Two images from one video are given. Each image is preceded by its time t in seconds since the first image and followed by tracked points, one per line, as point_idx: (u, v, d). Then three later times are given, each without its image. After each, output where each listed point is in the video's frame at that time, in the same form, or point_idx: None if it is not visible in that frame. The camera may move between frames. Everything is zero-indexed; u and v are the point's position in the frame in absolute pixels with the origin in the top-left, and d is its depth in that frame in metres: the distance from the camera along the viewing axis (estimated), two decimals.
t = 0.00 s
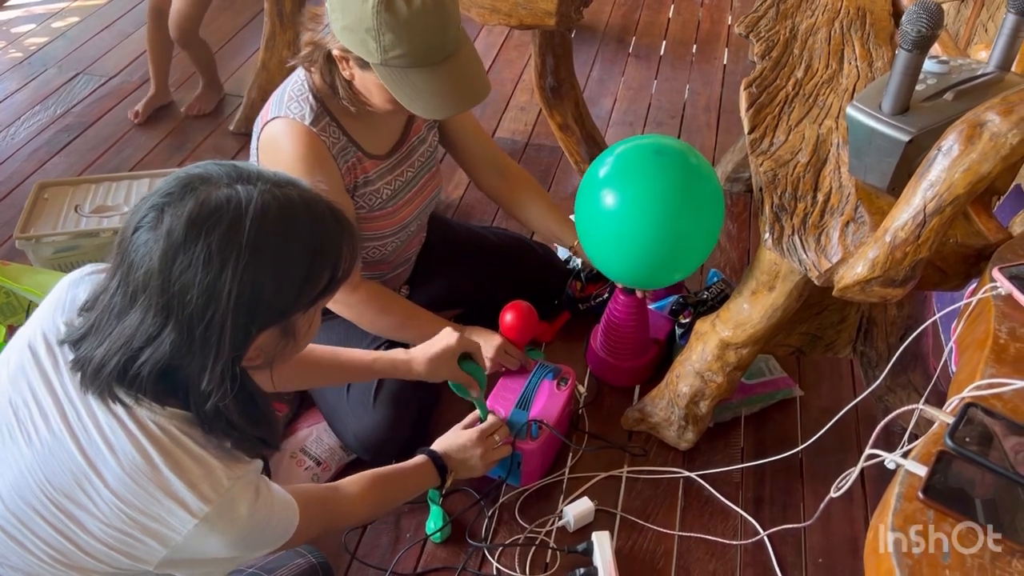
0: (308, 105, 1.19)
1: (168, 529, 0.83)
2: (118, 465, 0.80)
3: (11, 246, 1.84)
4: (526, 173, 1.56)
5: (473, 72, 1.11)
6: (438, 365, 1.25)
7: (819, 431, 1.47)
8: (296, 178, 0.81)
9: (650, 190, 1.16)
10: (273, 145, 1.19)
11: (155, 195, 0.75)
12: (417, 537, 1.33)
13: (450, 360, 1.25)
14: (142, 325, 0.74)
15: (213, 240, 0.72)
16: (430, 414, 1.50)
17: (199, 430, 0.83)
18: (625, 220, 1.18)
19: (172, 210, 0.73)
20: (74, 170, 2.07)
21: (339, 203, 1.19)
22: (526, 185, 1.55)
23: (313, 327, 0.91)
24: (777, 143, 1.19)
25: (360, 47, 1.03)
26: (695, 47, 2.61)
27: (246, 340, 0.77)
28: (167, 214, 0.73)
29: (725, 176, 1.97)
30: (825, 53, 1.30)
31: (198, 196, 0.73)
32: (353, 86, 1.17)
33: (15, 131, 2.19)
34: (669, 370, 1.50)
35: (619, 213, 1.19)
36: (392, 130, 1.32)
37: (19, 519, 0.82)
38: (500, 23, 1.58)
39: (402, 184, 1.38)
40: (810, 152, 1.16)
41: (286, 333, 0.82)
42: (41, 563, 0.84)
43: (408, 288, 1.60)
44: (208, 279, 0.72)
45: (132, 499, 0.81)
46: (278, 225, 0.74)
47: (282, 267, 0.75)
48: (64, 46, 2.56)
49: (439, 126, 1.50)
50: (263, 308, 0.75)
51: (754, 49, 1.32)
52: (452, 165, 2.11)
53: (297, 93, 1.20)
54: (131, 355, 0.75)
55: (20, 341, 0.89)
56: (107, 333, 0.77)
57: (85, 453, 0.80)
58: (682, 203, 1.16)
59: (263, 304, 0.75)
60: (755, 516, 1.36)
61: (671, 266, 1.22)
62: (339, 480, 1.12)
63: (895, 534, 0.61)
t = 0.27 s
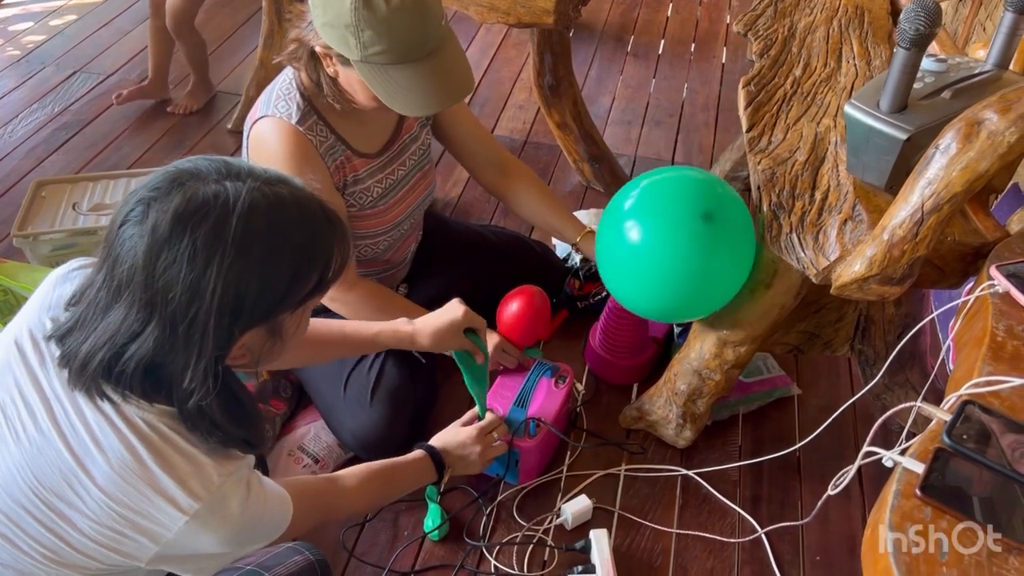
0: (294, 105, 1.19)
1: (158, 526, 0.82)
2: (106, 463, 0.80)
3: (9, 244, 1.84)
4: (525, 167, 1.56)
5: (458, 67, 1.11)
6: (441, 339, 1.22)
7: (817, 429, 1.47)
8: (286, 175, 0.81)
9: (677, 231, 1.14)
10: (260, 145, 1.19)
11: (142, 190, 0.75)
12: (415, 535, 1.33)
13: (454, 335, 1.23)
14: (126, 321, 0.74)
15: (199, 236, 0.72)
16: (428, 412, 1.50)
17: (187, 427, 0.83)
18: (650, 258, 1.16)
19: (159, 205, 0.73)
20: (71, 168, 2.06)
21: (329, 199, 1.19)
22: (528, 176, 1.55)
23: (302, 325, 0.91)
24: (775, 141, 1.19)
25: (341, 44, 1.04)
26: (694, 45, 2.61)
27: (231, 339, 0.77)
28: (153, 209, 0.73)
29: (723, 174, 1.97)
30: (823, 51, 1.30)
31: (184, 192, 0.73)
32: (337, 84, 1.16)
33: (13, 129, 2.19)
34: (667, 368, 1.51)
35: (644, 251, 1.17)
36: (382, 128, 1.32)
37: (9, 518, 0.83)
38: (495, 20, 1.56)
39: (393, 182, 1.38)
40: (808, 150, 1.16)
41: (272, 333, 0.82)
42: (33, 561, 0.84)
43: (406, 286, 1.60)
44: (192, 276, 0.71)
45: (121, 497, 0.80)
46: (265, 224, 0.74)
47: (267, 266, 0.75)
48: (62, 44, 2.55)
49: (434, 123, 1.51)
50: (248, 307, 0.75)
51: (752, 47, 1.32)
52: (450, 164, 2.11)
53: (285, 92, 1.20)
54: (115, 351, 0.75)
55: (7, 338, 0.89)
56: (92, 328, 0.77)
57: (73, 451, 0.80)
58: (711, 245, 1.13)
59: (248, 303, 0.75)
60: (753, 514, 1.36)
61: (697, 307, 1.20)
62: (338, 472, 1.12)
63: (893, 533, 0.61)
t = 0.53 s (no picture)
0: (284, 104, 1.19)
1: (154, 524, 0.82)
2: (100, 462, 0.79)
3: (9, 241, 1.84)
4: (526, 158, 1.56)
5: (447, 65, 1.11)
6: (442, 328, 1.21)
7: (816, 427, 1.47)
8: (280, 173, 0.81)
9: (672, 206, 1.09)
10: (252, 145, 1.19)
11: (135, 187, 0.75)
12: (415, 532, 1.33)
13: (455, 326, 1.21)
14: (118, 320, 0.74)
15: (191, 235, 0.71)
16: (427, 410, 1.50)
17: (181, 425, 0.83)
18: (645, 233, 1.12)
19: (151, 203, 0.72)
20: (71, 166, 2.06)
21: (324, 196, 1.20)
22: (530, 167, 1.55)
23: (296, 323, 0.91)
24: (775, 140, 1.19)
25: (327, 44, 1.04)
26: (693, 44, 2.61)
27: (223, 339, 0.77)
28: (145, 206, 0.73)
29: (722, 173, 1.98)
30: (823, 50, 1.29)
31: (177, 190, 0.73)
32: (326, 82, 1.15)
33: (12, 127, 2.19)
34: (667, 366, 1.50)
35: (639, 225, 1.12)
36: (374, 126, 1.32)
37: (4, 518, 0.82)
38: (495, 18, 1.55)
39: (387, 180, 1.38)
40: (808, 148, 1.16)
41: (266, 332, 0.82)
42: (29, 561, 0.84)
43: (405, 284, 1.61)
44: (184, 275, 0.71)
45: (115, 496, 0.80)
46: (257, 223, 0.74)
47: (259, 265, 0.75)
48: (61, 41, 2.55)
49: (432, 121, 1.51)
50: (240, 306, 0.75)
51: (751, 46, 1.31)
52: (450, 162, 2.11)
53: (275, 92, 1.20)
54: (106, 350, 0.75)
55: None
56: (84, 327, 0.76)
57: (67, 450, 0.80)
58: (707, 223, 1.09)
59: (240, 302, 0.75)
60: (751, 512, 1.36)
61: (692, 282, 1.16)
62: (339, 467, 1.13)
63: (893, 533, 0.61)
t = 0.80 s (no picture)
0: (283, 104, 1.18)
1: (152, 523, 0.82)
2: (97, 460, 0.79)
3: (8, 238, 1.84)
4: (525, 155, 1.56)
5: (447, 62, 1.10)
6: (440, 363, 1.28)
7: (816, 425, 1.47)
8: (277, 169, 0.80)
9: (670, 174, 1.09)
10: (252, 144, 1.19)
11: (130, 184, 0.75)
12: (414, 530, 1.33)
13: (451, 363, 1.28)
14: (113, 318, 0.74)
15: (186, 233, 0.71)
16: (427, 407, 1.50)
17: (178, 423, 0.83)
18: (641, 200, 1.11)
19: (146, 200, 0.72)
20: (70, 163, 2.06)
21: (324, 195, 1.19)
22: (529, 166, 1.55)
23: (295, 322, 0.90)
24: (775, 137, 1.19)
25: (326, 43, 1.03)
26: (693, 42, 2.61)
27: (219, 337, 0.76)
28: (141, 204, 0.72)
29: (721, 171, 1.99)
30: (823, 47, 1.27)
31: (172, 187, 0.72)
32: (325, 81, 1.16)
33: (11, 124, 2.18)
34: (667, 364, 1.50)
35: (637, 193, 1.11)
36: (374, 125, 1.31)
37: (3, 516, 0.82)
38: (497, 17, 1.55)
39: (387, 178, 1.38)
40: (808, 146, 1.16)
41: (263, 330, 0.82)
42: (27, 560, 0.84)
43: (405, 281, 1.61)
44: (180, 273, 0.71)
45: (113, 494, 0.80)
46: (254, 221, 0.74)
47: (255, 263, 0.74)
48: (60, 38, 2.55)
49: (432, 119, 1.51)
50: (237, 304, 0.75)
51: (751, 43, 1.30)
52: (450, 159, 2.11)
53: (275, 91, 1.20)
54: (102, 348, 0.75)
55: None
56: (80, 324, 0.76)
57: (65, 448, 0.80)
58: (705, 186, 1.08)
59: (237, 301, 0.75)
60: (751, 510, 1.36)
61: (689, 249, 1.16)
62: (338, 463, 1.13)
63: (893, 533, 0.60)
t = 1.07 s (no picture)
0: (283, 102, 1.18)
1: (159, 522, 0.82)
2: (105, 459, 0.79)
3: (9, 236, 1.84)
4: (520, 149, 1.55)
5: (443, 57, 1.10)
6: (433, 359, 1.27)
7: (817, 424, 1.48)
8: (285, 171, 0.80)
9: (642, 123, 1.07)
10: (253, 143, 1.20)
11: (139, 184, 0.75)
12: (415, 528, 1.33)
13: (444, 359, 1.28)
14: (122, 319, 0.74)
15: (195, 234, 0.71)
16: (427, 405, 1.50)
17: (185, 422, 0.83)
18: (619, 147, 1.10)
19: (155, 201, 0.72)
20: (71, 161, 2.06)
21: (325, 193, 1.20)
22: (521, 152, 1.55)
23: (301, 323, 0.91)
24: (777, 136, 1.18)
25: (324, 40, 1.03)
26: (694, 41, 2.61)
27: (227, 338, 0.76)
28: (150, 205, 0.72)
29: (722, 170, 2.01)
30: (824, 48, 1.24)
31: (181, 188, 0.73)
32: (324, 79, 1.16)
33: (12, 121, 2.18)
34: (668, 362, 1.51)
35: (614, 139, 1.10)
36: (374, 122, 1.31)
37: (9, 514, 0.82)
38: (498, 16, 1.54)
39: (388, 176, 1.38)
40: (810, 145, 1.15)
41: (271, 330, 0.82)
42: (34, 558, 0.84)
43: (406, 279, 1.61)
44: (188, 274, 0.71)
45: (120, 493, 0.80)
46: (262, 222, 0.74)
47: (264, 264, 0.74)
48: (61, 36, 2.55)
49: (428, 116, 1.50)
50: (245, 305, 0.75)
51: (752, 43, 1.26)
52: (451, 157, 2.11)
53: (274, 90, 1.20)
54: (111, 349, 0.75)
55: (4, 332, 0.88)
56: (88, 324, 0.76)
57: (72, 447, 0.80)
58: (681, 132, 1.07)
59: (245, 302, 0.75)
60: (752, 508, 1.36)
61: (666, 198, 1.15)
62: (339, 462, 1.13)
63: (894, 533, 0.61)
